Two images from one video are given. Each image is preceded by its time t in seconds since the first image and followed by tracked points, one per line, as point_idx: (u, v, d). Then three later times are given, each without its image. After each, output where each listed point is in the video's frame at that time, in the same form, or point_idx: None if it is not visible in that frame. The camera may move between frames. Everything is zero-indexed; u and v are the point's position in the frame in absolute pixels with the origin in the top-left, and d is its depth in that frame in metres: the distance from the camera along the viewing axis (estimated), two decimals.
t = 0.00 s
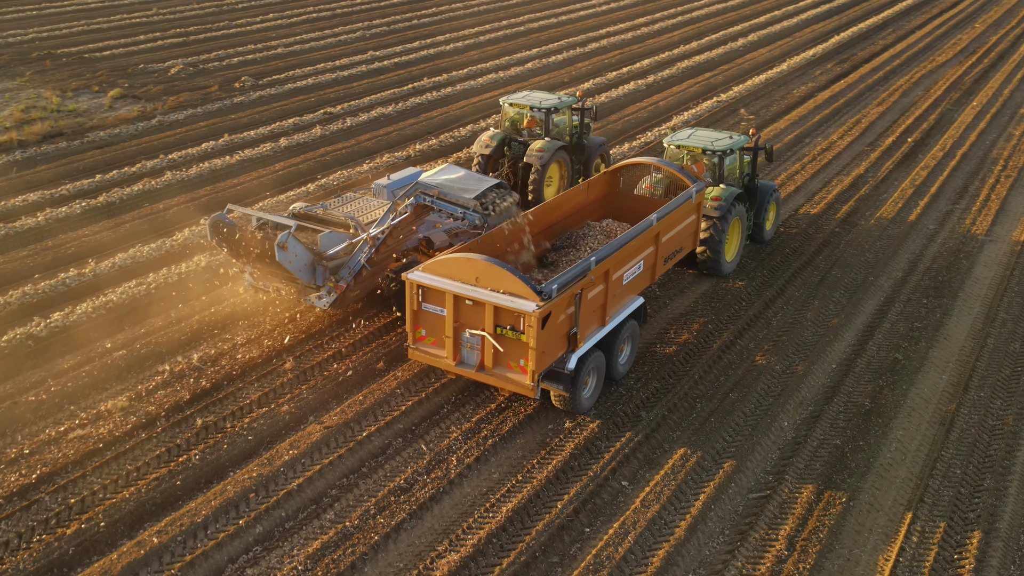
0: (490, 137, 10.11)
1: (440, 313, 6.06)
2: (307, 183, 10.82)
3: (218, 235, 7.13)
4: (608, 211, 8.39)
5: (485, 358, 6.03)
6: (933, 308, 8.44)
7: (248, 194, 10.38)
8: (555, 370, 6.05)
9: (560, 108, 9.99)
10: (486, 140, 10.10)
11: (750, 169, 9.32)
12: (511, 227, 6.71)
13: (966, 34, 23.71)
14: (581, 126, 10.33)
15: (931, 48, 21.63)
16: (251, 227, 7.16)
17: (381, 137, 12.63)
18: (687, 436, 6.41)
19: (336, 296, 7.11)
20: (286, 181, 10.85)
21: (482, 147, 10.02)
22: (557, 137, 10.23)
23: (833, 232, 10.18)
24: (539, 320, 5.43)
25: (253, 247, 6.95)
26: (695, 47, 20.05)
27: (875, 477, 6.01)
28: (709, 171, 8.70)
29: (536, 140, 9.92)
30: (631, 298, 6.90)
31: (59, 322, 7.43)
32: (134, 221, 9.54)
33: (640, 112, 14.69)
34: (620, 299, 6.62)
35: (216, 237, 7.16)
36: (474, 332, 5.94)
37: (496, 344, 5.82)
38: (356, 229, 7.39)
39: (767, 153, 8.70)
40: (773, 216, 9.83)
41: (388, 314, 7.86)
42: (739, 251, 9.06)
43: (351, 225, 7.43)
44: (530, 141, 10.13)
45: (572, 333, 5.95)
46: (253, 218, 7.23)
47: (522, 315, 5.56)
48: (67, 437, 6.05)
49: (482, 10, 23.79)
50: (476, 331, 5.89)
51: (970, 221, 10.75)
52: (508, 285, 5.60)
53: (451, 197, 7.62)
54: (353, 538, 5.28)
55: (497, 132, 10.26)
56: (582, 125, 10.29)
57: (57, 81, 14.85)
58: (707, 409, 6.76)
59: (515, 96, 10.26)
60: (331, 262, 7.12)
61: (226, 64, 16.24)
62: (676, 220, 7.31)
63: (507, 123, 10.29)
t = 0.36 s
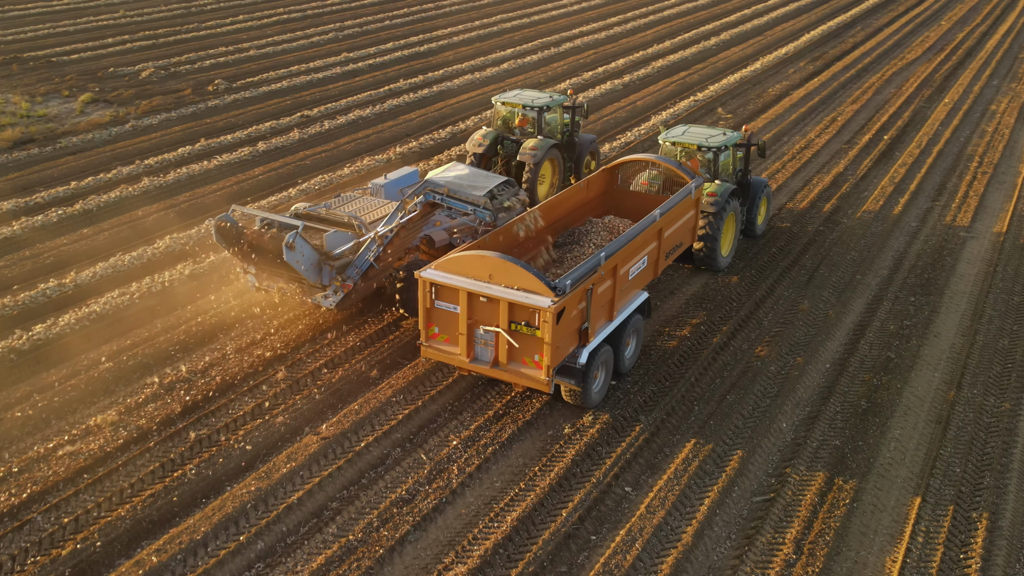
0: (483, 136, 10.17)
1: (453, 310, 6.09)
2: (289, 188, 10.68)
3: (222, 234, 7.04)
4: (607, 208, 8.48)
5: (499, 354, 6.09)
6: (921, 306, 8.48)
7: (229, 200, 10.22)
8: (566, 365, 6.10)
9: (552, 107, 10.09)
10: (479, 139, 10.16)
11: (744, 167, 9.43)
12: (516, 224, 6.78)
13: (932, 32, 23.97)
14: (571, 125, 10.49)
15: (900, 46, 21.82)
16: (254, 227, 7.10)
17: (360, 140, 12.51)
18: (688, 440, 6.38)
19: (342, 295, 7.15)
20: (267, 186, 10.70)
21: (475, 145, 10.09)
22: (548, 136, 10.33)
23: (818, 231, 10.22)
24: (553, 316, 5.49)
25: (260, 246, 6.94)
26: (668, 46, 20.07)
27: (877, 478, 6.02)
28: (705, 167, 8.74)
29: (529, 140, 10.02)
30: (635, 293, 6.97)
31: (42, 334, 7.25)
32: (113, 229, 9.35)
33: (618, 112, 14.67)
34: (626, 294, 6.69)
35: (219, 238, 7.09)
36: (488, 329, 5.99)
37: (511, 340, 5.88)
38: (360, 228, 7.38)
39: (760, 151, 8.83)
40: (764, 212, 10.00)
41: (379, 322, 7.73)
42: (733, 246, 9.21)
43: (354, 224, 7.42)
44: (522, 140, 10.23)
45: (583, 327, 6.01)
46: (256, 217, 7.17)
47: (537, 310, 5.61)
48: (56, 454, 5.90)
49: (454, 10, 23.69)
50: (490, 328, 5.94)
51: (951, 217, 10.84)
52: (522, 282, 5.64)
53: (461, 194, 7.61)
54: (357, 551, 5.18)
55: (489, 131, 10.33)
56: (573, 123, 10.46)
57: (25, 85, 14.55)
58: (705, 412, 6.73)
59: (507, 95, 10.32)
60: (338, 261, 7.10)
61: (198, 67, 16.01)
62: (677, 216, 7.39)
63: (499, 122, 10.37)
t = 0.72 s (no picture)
0: (473, 136, 10.35)
1: (465, 309, 6.07)
2: (268, 194, 10.52)
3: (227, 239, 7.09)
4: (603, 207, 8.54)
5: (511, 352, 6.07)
6: (909, 306, 8.52)
7: (207, 207, 10.05)
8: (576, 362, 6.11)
9: (541, 107, 10.28)
10: (469, 139, 10.31)
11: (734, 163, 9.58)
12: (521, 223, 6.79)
13: (898, 29, 24.20)
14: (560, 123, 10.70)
15: (868, 43, 22.02)
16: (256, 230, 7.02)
17: (338, 144, 12.36)
18: (688, 445, 6.34)
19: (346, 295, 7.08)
20: (246, 193, 10.53)
21: (466, 145, 10.26)
22: (538, 135, 10.51)
23: (801, 231, 10.25)
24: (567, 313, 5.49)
25: (261, 249, 6.89)
26: (640, 45, 20.08)
27: (878, 480, 6.00)
28: (697, 164, 8.94)
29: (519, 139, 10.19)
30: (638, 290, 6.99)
31: (23, 350, 7.06)
32: (90, 238, 9.14)
33: (596, 113, 14.64)
34: (631, 290, 6.71)
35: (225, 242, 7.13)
36: (500, 327, 5.97)
37: (523, 338, 5.86)
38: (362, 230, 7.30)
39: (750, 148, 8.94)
40: (753, 207, 10.13)
41: (368, 332, 7.61)
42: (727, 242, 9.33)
43: (356, 225, 7.34)
44: (512, 139, 10.39)
45: (593, 324, 6.02)
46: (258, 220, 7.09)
47: (550, 308, 5.60)
48: (44, 475, 5.72)
49: (424, 10, 23.58)
50: (502, 326, 5.92)
51: (931, 215, 10.91)
52: (534, 280, 5.63)
53: (467, 195, 8.01)
54: (362, 569, 5.07)
55: (479, 131, 10.48)
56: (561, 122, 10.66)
57: None
58: (703, 416, 6.70)
59: (497, 95, 10.48)
60: (342, 262, 7.04)
61: (167, 71, 15.76)
62: (676, 213, 7.42)
63: (488, 122, 10.53)
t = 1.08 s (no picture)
0: (463, 135, 10.35)
1: (475, 308, 6.08)
2: (247, 200, 10.34)
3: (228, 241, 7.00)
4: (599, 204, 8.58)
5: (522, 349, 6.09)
6: (896, 305, 8.55)
7: (185, 216, 9.85)
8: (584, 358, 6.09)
9: (529, 106, 10.31)
10: (458, 139, 10.30)
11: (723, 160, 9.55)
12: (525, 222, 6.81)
13: (865, 27, 24.40)
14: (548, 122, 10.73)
15: (836, 41, 22.17)
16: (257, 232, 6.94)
17: (315, 149, 12.19)
18: (688, 451, 6.28)
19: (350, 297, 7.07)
20: (224, 199, 10.34)
21: (456, 145, 10.26)
22: (526, 134, 10.54)
23: (785, 231, 10.26)
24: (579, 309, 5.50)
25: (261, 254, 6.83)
26: (612, 45, 20.07)
27: (881, 483, 5.98)
28: (688, 161, 8.91)
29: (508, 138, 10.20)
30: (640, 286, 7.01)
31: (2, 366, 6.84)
32: (66, 249, 8.91)
33: (573, 114, 14.58)
34: (634, 287, 6.73)
35: (225, 244, 7.04)
36: (511, 324, 5.99)
37: (535, 335, 5.87)
38: (363, 229, 7.19)
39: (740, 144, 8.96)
40: (741, 202, 10.18)
41: (358, 341, 7.48)
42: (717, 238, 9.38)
43: (356, 226, 7.22)
44: (501, 138, 10.40)
45: (600, 320, 6.03)
46: (258, 222, 7.02)
47: (562, 305, 5.62)
48: (32, 497, 5.53)
49: (393, 11, 23.41)
50: (513, 324, 5.93)
51: (911, 213, 10.97)
52: (545, 278, 5.64)
53: (474, 194, 7.90)
54: None
55: (468, 130, 10.46)
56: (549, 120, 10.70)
57: None
58: (701, 421, 6.66)
59: (485, 94, 10.51)
60: (346, 263, 7.04)
61: (135, 75, 15.48)
62: (673, 209, 7.47)
63: (477, 122, 10.55)
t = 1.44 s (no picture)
0: (455, 135, 10.43)
1: (487, 308, 6.21)
2: (228, 208, 10.15)
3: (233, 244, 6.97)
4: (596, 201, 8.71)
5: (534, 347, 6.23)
6: (888, 305, 8.56)
7: (165, 225, 9.65)
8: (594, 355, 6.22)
9: (520, 106, 10.49)
10: (450, 139, 10.37)
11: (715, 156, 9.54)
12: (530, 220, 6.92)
13: (834, 25, 24.57)
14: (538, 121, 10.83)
15: (807, 40, 22.31)
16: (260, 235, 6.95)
17: (294, 154, 12.01)
18: (693, 459, 6.21)
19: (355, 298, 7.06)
20: (204, 208, 10.14)
21: (448, 145, 10.33)
22: (518, 134, 10.65)
23: (772, 232, 10.25)
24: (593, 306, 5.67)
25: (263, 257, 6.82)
26: (587, 45, 20.02)
27: (887, 487, 5.95)
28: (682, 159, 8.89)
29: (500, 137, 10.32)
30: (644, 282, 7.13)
31: None
32: (44, 261, 8.68)
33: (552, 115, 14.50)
34: (639, 283, 6.86)
35: (230, 247, 7.01)
36: (522, 323, 6.11)
37: (548, 332, 6.01)
38: (365, 230, 7.27)
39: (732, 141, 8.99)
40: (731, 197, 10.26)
41: (350, 353, 7.33)
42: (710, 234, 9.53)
43: (359, 227, 7.31)
44: (493, 137, 10.55)
45: (610, 317, 6.15)
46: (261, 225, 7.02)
47: (575, 303, 5.77)
48: (23, 522, 5.35)
49: (364, 12, 23.24)
50: (526, 322, 6.07)
51: (894, 212, 11.01)
52: (557, 276, 5.79)
53: (481, 194, 7.78)
54: None
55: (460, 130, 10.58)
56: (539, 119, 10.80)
57: None
58: (703, 428, 6.60)
59: (476, 94, 10.63)
60: (350, 264, 7.01)
61: (105, 80, 15.18)
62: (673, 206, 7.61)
63: (469, 121, 10.67)
